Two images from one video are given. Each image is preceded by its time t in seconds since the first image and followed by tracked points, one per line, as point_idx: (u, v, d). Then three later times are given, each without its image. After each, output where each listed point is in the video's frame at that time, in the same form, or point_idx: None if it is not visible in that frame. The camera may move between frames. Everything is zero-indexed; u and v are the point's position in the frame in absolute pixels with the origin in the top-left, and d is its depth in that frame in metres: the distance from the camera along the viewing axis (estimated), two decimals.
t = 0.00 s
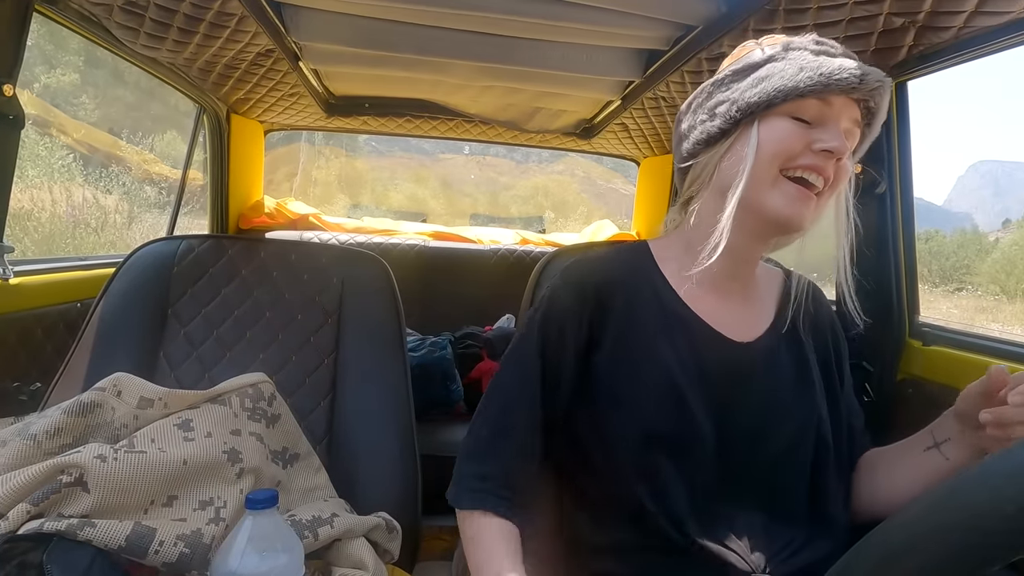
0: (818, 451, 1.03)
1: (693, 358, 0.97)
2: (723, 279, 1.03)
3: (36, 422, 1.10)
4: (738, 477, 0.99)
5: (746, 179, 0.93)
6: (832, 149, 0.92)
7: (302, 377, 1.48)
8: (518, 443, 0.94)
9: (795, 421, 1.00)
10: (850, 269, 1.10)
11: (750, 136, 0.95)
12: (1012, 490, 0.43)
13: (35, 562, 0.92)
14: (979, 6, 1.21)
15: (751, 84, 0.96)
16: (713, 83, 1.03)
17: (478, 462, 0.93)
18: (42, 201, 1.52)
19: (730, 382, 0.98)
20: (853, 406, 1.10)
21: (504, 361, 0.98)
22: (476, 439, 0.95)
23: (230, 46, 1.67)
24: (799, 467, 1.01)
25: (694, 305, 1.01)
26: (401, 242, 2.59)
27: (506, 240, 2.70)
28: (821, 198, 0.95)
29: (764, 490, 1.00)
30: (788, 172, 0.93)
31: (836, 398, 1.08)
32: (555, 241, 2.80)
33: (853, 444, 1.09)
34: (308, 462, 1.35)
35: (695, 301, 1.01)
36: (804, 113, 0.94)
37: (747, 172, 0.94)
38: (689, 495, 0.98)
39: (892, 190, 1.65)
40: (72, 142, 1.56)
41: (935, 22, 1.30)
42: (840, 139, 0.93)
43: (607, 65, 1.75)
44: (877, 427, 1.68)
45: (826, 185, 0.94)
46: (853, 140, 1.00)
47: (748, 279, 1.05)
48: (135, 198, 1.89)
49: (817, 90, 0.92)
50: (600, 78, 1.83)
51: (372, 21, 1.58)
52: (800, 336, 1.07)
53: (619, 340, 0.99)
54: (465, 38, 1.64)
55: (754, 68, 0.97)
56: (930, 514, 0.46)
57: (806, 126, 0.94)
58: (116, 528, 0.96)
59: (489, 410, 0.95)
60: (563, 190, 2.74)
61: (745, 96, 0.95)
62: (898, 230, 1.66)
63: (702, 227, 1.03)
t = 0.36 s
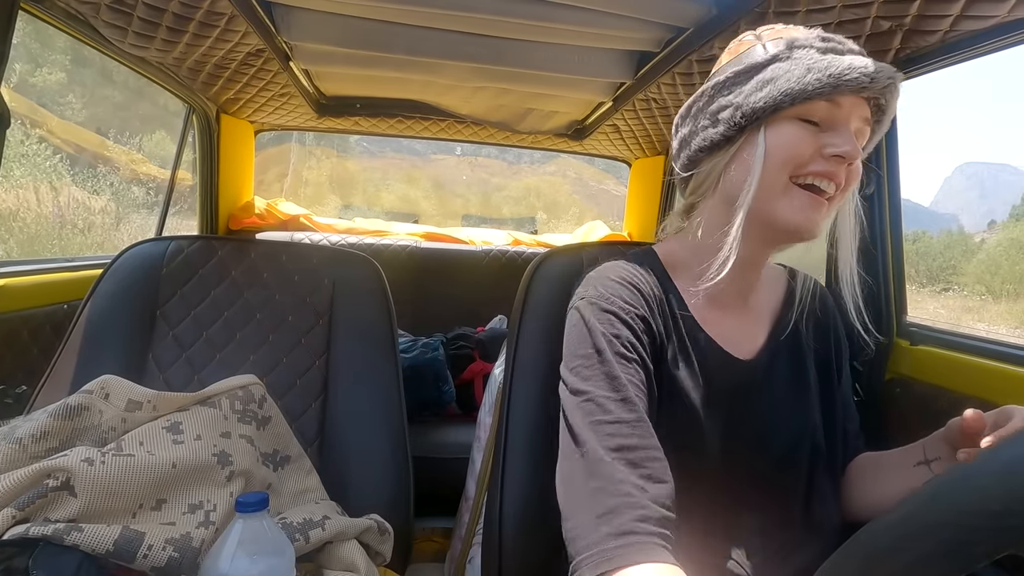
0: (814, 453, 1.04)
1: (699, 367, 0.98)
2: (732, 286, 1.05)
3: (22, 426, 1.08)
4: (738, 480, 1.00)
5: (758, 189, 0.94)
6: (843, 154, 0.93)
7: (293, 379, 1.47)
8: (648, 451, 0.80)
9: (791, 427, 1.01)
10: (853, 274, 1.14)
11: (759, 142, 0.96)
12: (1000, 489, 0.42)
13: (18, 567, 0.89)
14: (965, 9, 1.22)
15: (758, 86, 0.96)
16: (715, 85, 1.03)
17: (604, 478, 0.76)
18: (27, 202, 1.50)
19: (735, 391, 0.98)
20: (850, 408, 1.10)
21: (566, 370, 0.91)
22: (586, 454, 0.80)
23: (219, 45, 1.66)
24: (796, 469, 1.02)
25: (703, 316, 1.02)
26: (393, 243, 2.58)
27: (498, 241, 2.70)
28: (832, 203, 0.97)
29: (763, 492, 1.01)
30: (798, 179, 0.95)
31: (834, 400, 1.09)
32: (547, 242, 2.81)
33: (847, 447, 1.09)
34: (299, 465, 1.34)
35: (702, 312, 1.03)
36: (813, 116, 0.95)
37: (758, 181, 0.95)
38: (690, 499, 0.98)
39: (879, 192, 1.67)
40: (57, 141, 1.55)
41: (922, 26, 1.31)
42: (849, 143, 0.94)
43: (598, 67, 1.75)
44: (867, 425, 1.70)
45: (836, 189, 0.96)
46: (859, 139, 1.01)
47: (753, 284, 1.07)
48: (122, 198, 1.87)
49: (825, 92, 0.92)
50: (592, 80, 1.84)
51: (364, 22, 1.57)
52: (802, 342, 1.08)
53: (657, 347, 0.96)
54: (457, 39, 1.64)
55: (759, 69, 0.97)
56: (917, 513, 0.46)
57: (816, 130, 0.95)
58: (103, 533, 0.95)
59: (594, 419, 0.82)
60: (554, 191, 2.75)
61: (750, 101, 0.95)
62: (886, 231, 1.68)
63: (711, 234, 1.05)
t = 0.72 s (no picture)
0: (814, 455, 1.04)
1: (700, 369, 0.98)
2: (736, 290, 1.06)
3: (16, 428, 1.07)
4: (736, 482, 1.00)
5: (772, 202, 0.95)
6: (858, 170, 0.93)
7: (289, 380, 1.47)
8: (646, 439, 0.79)
9: (790, 429, 1.02)
10: (856, 282, 1.14)
11: (775, 154, 0.96)
12: (994, 489, 0.42)
13: (12, 570, 0.88)
14: (960, 11, 1.23)
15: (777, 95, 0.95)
16: (730, 87, 1.01)
17: (605, 462, 0.75)
18: (21, 202, 1.50)
19: (735, 392, 0.99)
20: (852, 410, 1.11)
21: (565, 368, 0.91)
22: (582, 440, 0.79)
23: (215, 45, 1.65)
24: (795, 471, 1.02)
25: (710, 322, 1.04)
26: (390, 243, 2.58)
27: (495, 241, 2.70)
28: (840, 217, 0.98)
29: (761, 492, 1.01)
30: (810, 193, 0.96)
31: (835, 403, 1.09)
32: (544, 243, 2.81)
33: (847, 448, 1.09)
34: (295, 466, 1.33)
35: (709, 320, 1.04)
36: (830, 130, 0.95)
37: (772, 194, 0.95)
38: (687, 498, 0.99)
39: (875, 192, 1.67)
40: (52, 141, 1.54)
41: (917, 27, 1.32)
42: (865, 159, 0.94)
43: (595, 67, 1.76)
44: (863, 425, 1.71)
45: (845, 204, 0.97)
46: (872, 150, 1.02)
47: (757, 289, 1.08)
48: (117, 198, 1.86)
49: (845, 104, 0.92)
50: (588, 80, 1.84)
51: (360, 22, 1.57)
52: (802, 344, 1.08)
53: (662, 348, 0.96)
54: (454, 39, 1.64)
55: (779, 74, 0.96)
56: (911, 512, 0.45)
57: (832, 144, 0.95)
58: (99, 534, 0.94)
59: (590, 407, 0.82)
60: (551, 192, 2.75)
61: (767, 109, 0.95)
62: (881, 232, 1.69)
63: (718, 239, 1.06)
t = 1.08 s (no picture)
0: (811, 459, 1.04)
1: (698, 373, 0.98)
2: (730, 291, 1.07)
3: (14, 428, 1.07)
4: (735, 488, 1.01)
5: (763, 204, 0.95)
6: (847, 168, 0.94)
7: (288, 380, 1.47)
8: (629, 457, 0.79)
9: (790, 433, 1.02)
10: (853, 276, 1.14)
11: (763, 154, 0.96)
12: (993, 488, 0.42)
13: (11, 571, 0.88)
14: (957, 12, 1.23)
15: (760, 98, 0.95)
16: (714, 92, 1.01)
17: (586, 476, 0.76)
18: (19, 202, 1.50)
19: (734, 396, 1.00)
20: (846, 414, 1.11)
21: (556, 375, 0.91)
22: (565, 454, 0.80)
23: (213, 45, 1.65)
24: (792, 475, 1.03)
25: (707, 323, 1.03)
26: (388, 243, 2.58)
27: (494, 241, 2.71)
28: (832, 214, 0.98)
29: (761, 497, 1.02)
30: (801, 193, 0.96)
31: (829, 407, 1.10)
32: (543, 243, 2.82)
33: (840, 452, 1.09)
34: (294, 466, 1.33)
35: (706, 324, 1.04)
36: (816, 128, 0.95)
37: (761, 196, 0.95)
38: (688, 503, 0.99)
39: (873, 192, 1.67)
40: (50, 141, 1.54)
41: (915, 27, 1.32)
42: (853, 155, 0.95)
43: (594, 67, 1.76)
44: (860, 425, 1.71)
45: (837, 201, 0.97)
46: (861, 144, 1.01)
47: (752, 290, 1.08)
48: (114, 199, 1.86)
49: (830, 103, 0.92)
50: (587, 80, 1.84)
51: (359, 22, 1.57)
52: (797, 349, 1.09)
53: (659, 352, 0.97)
54: (453, 39, 1.64)
55: (762, 77, 0.96)
56: (909, 513, 0.45)
57: (819, 142, 0.95)
58: (97, 535, 0.94)
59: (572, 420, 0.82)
60: (550, 192, 2.75)
61: (752, 113, 0.95)
62: (879, 232, 1.69)
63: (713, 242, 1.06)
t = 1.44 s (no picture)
0: (819, 461, 1.04)
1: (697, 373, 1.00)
2: (717, 290, 1.07)
3: (13, 428, 1.06)
4: (739, 488, 1.02)
5: (729, 183, 0.95)
6: (804, 132, 0.93)
7: (287, 380, 1.47)
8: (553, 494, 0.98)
9: (796, 432, 1.02)
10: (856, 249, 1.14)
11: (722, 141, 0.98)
12: (991, 487, 0.42)
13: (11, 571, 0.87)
14: (956, 12, 1.23)
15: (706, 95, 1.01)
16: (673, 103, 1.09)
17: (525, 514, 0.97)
18: (17, 202, 1.50)
19: (734, 395, 1.00)
20: (851, 416, 1.12)
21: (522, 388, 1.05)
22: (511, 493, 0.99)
23: (213, 45, 1.65)
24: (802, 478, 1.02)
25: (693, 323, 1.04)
26: (388, 243, 2.59)
27: (494, 242, 2.71)
28: (809, 182, 0.96)
29: (764, 496, 1.02)
30: (769, 165, 0.95)
31: (833, 409, 1.10)
32: (543, 243, 2.83)
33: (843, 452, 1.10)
34: (293, 466, 1.33)
35: (696, 319, 1.05)
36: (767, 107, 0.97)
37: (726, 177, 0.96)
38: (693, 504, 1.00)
39: (874, 192, 1.66)
40: (48, 141, 1.54)
41: (914, 28, 1.32)
42: (807, 122, 0.95)
43: (594, 67, 1.76)
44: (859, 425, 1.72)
45: (808, 168, 0.95)
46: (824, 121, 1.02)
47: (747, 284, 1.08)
48: (113, 199, 1.86)
49: (769, 80, 0.95)
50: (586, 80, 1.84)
51: (358, 22, 1.57)
52: (804, 347, 1.08)
53: (634, 361, 1.01)
54: (452, 39, 1.64)
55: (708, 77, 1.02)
56: (908, 512, 0.45)
57: (771, 117, 0.97)
58: (96, 535, 0.93)
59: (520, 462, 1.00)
60: (550, 192, 2.75)
61: (703, 107, 1.00)
62: (879, 231, 1.68)
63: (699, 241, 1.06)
